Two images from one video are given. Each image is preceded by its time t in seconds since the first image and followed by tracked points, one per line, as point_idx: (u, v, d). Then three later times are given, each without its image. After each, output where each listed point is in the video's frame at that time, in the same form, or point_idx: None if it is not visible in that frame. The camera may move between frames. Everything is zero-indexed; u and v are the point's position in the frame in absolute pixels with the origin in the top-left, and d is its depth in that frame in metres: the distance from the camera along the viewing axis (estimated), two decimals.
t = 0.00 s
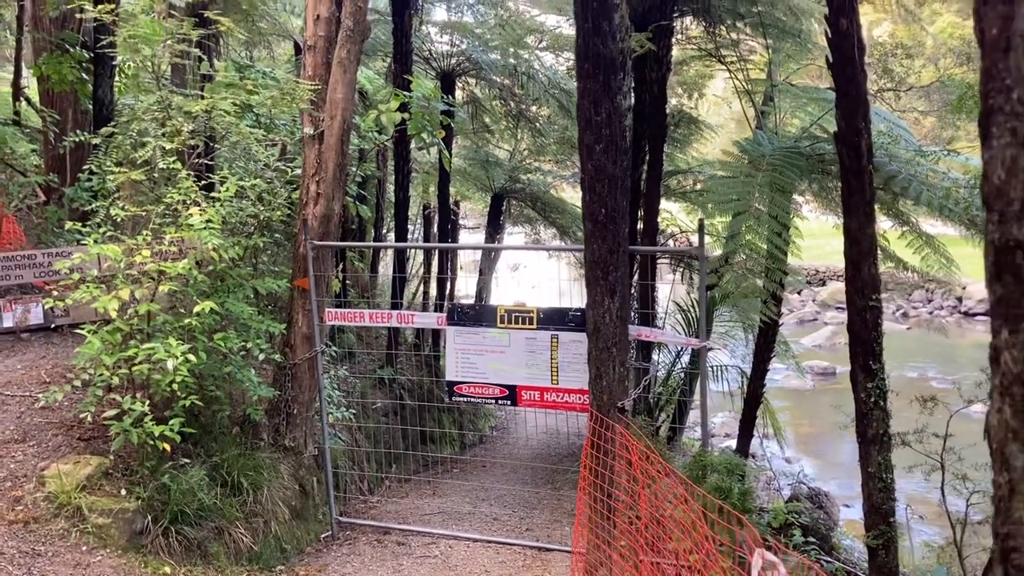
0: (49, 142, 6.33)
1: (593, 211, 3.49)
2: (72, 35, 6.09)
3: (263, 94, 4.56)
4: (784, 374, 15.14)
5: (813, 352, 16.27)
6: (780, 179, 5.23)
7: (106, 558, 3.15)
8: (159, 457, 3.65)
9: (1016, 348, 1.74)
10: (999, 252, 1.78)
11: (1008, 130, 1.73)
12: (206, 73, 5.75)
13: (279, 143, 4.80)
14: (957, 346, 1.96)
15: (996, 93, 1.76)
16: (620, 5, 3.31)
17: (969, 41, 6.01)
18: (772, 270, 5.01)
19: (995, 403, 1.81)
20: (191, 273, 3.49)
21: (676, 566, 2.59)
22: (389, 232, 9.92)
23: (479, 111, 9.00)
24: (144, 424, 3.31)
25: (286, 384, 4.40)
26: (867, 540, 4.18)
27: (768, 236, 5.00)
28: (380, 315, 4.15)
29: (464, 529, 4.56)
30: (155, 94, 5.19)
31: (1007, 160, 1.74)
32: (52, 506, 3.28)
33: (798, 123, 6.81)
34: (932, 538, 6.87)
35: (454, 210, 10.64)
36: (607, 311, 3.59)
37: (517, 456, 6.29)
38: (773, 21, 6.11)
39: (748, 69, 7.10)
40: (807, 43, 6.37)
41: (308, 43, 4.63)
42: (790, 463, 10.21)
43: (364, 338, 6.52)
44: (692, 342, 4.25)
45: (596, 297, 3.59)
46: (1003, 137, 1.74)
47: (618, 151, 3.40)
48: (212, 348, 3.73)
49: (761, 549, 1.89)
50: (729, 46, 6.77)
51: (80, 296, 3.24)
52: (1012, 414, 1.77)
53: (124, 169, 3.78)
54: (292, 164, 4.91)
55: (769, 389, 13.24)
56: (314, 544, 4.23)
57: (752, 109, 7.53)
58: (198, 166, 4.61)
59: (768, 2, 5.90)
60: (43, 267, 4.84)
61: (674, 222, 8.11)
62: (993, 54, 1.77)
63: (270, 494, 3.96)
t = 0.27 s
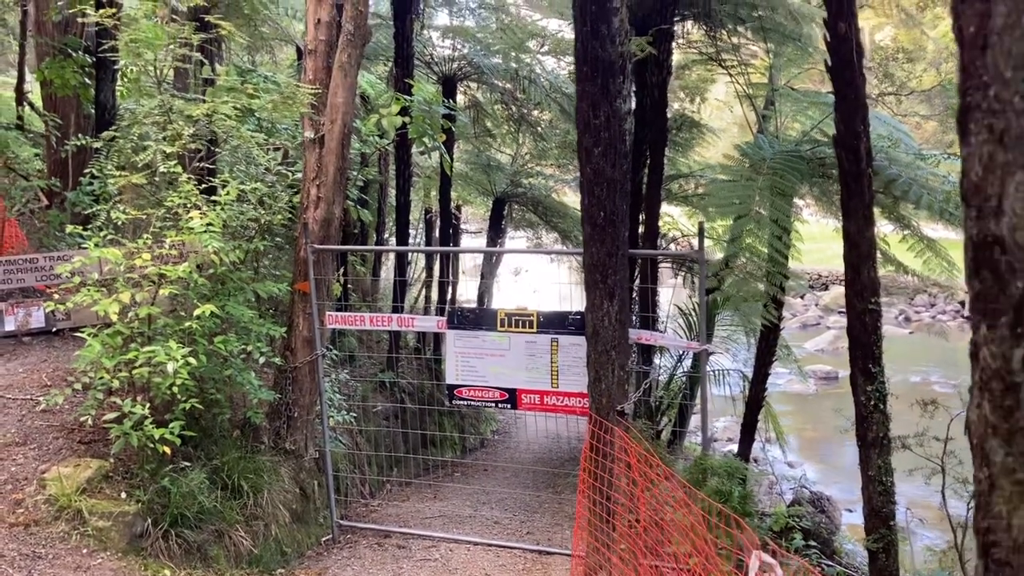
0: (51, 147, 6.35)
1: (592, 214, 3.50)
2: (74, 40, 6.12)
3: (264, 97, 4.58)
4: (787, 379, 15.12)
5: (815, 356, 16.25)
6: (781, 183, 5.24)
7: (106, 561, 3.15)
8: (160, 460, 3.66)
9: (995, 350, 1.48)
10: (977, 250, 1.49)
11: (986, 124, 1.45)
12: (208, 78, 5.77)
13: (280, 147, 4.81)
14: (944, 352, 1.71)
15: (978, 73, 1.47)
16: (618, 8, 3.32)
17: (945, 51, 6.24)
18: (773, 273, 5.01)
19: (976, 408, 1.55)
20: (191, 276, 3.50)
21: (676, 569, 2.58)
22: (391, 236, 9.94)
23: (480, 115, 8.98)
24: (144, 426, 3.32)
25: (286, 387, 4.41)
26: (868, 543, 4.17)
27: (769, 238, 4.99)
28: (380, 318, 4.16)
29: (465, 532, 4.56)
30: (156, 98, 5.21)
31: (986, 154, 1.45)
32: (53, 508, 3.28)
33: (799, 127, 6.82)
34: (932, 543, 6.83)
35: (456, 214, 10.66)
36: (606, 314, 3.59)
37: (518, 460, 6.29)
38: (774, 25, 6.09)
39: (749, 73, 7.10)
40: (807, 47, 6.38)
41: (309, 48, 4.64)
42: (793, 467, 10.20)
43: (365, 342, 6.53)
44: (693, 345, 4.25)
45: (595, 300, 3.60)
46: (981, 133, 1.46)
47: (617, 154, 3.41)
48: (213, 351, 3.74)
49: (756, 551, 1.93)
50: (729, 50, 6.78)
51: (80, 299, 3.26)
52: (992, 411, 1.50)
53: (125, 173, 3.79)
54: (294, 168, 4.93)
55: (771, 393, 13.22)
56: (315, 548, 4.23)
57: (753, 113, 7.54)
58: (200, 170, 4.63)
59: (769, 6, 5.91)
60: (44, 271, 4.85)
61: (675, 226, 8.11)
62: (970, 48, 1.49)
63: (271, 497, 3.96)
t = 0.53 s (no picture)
0: (54, 152, 6.38)
1: (593, 220, 3.51)
2: (79, 47, 6.17)
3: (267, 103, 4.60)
4: (790, 385, 15.09)
5: (818, 362, 16.22)
6: (783, 189, 5.24)
7: (109, 565, 3.15)
8: (163, 465, 3.68)
9: (979, 345, 1.80)
10: (963, 252, 1.83)
11: (967, 136, 1.80)
12: (212, 84, 5.80)
13: (284, 153, 4.84)
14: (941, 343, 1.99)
15: (961, 102, 1.82)
16: (619, 15, 3.34)
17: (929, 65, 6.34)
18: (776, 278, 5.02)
19: (965, 387, 1.86)
20: (195, 281, 3.52)
21: None
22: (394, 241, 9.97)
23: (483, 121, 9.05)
24: (147, 431, 3.32)
25: (289, 392, 4.42)
26: (869, 549, 4.17)
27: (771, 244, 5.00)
28: (382, 323, 4.17)
29: (467, 538, 4.57)
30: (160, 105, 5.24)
31: (967, 166, 1.80)
32: (56, 512, 3.30)
33: (801, 134, 6.83)
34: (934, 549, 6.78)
35: (458, 220, 10.69)
36: (607, 319, 3.60)
37: (520, 465, 6.29)
38: (777, 32, 6.07)
39: (751, 79, 7.12)
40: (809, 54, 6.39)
41: (311, 54, 4.67)
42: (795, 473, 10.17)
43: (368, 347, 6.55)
44: (694, 351, 4.25)
45: (596, 305, 3.61)
46: (962, 143, 1.82)
47: (619, 160, 3.42)
48: (215, 356, 3.75)
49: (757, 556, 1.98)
50: (731, 56, 6.80)
51: (84, 304, 3.28)
52: (976, 405, 1.82)
53: (128, 179, 3.82)
54: (297, 173, 4.95)
55: (774, 399, 13.21)
56: (317, 552, 4.23)
57: (755, 119, 7.55)
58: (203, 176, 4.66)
59: (771, 12, 5.94)
60: (47, 276, 4.88)
61: (677, 232, 8.12)
62: (953, 66, 1.84)
63: (273, 502, 3.99)
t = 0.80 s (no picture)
0: (49, 162, 6.39)
1: (585, 232, 3.53)
2: (74, 57, 6.20)
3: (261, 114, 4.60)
4: (785, 395, 15.11)
5: (813, 372, 16.27)
6: (776, 201, 5.27)
7: None
8: (154, 476, 3.64)
9: (952, 368, 1.41)
10: (935, 275, 1.44)
11: (940, 156, 1.41)
12: (207, 94, 5.81)
13: (278, 164, 4.84)
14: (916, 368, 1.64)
15: (932, 110, 1.43)
16: (612, 28, 3.38)
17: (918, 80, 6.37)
18: (770, 289, 5.06)
19: (936, 428, 1.47)
20: (188, 293, 3.51)
21: None
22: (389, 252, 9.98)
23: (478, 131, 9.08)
24: (139, 443, 3.30)
25: (282, 403, 4.42)
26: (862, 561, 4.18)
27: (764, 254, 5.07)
28: (376, 335, 4.17)
29: (461, 550, 4.56)
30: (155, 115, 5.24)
31: (940, 184, 1.41)
32: (46, 525, 3.28)
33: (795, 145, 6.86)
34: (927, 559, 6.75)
35: (454, 230, 10.71)
36: (600, 331, 3.61)
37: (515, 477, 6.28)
38: (771, 44, 6.12)
39: (745, 91, 7.15)
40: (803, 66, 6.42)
41: (306, 66, 4.68)
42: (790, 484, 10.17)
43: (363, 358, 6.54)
44: (688, 362, 4.27)
45: (589, 317, 3.61)
46: (936, 164, 1.43)
47: (611, 172, 3.44)
48: (208, 367, 3.74)
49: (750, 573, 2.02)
50: (725, 68, 6.83)
51: (76, 315, 3.27)
52: (951, 431, 1.42)
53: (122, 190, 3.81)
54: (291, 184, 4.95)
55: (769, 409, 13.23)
56: (309, 565, 4.22)
57: (749, 130, 7.59)
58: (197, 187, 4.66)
59: (764, 24, 5.98)
60: (41, 286, 4.86)
61: (671, 242, 8.15)
62: (925, 82, 1.46)
63: (265, 514, 3.97)
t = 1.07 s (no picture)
0: (37, 162, 6.37)
1: (572, 234, 3.57)
2: (62, 57, 6.20)
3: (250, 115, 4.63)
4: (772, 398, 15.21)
5: (800, 376, 16.39)
6: (762, 205, 5.31)
7: None
8: (141, 476, 3.62)
9: (905, 354, 1.39)
10: (891, 265, 1.43)
11: (894, 150, 1.41)
12: (196, 96, 5.82)
13: (266, 166, 4.85)
14: (889, 360, 1.62)
15: (889, 108, 1.43)
16: (599, 32, 3.42)
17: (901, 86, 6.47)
18: (755, 292, 5.13)
19: (893, 411, 1.46)
20: (176, 293, 3.52)
21: None
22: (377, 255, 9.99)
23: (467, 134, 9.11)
24: (127, 442, 3.31)
25: (269, 404, 4.43)
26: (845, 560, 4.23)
27: (749, 255, 5.15)
28: (363, 335, 4.19)
29: (448, 550, 4.58)
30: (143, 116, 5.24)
31: (894, 177, 1.41)
32: (33, 524, 3.27)
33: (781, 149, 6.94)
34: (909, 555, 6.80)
35: (443, 233, 10.74)
36: (586, 331, 3.64)
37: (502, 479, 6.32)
38: (757, 48, 6.24)
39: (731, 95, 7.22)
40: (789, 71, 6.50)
41: (294, 67, 4.70)
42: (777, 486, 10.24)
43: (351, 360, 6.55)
44: (674, 363, 4.31)
45: (575, 318, 3.65)
46: (891, 158, 1.42)
47: (597, 174, 3.48)
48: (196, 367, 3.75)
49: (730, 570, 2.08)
50: (712, 72, 6.89)
51: (64, 315, 3.27)
52: (906, 412, 1.40)
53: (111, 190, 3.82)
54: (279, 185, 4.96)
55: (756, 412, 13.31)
56: (296, 565, 4.23)
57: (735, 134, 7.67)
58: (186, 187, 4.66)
59: (751, 28, 6.10)
60: (28, 287, 4.85)
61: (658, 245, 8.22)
62: (881, 80, 1.46)
63: (252, 514, 3.98)
